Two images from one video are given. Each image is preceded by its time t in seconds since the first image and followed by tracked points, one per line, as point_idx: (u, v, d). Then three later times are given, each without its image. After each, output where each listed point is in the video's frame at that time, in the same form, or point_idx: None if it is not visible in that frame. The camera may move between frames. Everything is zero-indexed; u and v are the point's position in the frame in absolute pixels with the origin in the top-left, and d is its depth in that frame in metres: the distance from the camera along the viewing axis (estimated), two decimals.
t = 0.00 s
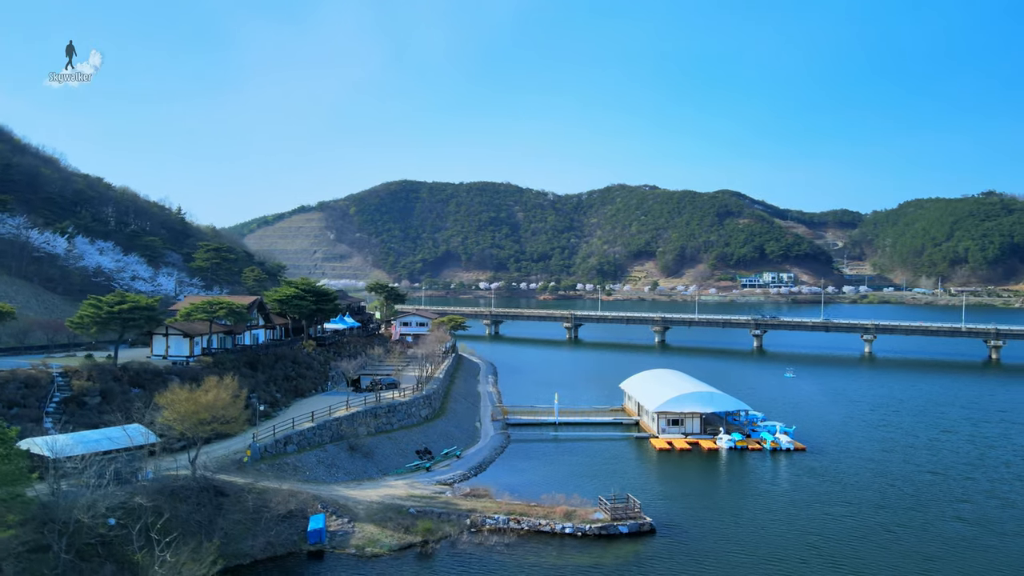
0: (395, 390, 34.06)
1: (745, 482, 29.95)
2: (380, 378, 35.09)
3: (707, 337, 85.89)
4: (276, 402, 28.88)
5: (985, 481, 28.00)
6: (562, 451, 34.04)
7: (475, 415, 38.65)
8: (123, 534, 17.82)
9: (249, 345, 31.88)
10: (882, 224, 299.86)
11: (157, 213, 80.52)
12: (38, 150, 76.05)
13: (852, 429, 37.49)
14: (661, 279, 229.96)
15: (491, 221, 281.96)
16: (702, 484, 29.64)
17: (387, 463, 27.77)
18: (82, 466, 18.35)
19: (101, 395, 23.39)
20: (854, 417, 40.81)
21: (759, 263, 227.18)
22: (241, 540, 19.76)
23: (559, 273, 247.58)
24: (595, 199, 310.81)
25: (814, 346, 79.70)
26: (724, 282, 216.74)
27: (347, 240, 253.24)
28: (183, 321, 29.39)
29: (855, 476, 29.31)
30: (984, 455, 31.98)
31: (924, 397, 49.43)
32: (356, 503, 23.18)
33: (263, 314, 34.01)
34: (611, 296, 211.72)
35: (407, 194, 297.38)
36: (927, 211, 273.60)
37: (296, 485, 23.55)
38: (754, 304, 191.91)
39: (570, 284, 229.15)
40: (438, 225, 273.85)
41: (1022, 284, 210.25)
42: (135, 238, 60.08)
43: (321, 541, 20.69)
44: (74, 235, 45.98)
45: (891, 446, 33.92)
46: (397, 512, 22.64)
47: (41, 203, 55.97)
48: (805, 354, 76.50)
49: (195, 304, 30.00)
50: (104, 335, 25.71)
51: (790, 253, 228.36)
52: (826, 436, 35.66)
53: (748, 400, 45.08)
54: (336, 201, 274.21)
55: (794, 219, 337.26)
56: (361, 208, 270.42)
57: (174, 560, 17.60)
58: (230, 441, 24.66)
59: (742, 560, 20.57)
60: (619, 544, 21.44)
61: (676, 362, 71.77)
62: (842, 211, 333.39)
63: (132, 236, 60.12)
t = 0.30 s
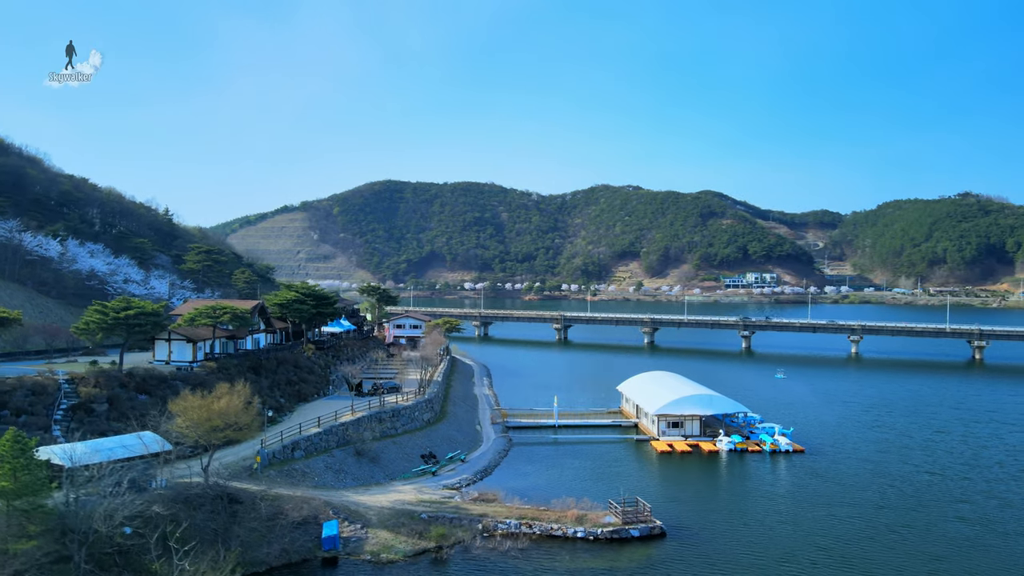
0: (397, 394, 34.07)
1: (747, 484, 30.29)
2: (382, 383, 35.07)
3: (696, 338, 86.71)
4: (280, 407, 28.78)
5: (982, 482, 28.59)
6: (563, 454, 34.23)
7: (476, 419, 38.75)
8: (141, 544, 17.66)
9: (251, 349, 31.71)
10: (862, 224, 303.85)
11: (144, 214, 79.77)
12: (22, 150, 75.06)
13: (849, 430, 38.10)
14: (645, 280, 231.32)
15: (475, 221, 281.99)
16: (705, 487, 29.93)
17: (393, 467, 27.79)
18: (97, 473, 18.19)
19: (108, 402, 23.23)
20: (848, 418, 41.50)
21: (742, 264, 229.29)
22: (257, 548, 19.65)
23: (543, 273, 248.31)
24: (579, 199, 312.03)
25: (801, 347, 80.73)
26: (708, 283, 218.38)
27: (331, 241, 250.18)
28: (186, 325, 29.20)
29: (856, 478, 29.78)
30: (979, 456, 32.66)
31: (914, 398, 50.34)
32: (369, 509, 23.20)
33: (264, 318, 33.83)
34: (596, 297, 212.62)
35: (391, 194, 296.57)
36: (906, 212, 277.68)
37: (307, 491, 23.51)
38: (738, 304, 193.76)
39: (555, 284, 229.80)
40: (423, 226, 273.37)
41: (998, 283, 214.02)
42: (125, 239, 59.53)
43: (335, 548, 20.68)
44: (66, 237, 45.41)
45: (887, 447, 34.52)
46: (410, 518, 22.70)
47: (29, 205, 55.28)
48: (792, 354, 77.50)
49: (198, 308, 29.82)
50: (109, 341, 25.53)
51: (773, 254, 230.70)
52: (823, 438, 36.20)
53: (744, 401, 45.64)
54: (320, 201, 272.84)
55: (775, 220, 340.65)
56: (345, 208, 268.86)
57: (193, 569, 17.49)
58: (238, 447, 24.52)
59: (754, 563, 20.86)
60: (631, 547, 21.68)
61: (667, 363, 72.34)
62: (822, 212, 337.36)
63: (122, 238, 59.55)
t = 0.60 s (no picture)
0: (402, 398, 34.11)
1: (752, 486, 30.61)
2: (386, 387, 35.12)
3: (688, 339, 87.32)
4: (288, 411, 28.76)
5: (982, 483, 29.11)
6: (567, 457, 34.44)
7: (478, 422, 38.87)
8: (162, 552, 17.51)
9: (257, 354, 31.62)
10: (846, 225, 306.97)
11: (134, 214, 79.10)
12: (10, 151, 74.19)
13: (847, 432, 38.60)
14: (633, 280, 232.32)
15: (463, 222, 281.86)
16: (711, 489, 30.19)
17: (402, 472, 27.85)
18: (117, 481, 18.09)
19: (119, 409, 23.16)
20: (845, 419, 42.09)
21: (729, 265, 230.90)
22: (276, 556, 19.60)
23: (531, 274, 248.81)
24: (566, 200, 312.95)
25: (792, 347, 81.53)
26: (696, 283, 219.59)
27: (318, 241, 247.31)
28: (192, 330, 29.07)
29: (859, 480, 30.20)
30: (976, 457, 33.26)
31: (908, 399, 51.04)
32: (383, 515, 23.25)
33: (268, 322, 33.72)
34: (584, 297, 213.23)
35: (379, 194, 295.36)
36: (890, 214, 280.83)
37: (320, 496, 23.54)
38: (725, 304, 195.17)
39: (543, 285, 230.17)
40: (410, 226, 272.82)
41: (980, 283, 217.06)
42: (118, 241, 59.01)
43: (352, 553, 20.71)
44: (62, 240, 45.01)
45: (887, 448, 35.03)
46: (424, 523, 22.77)
47: (21, 207, 54.72)
48: (784, 355, 78.28)
49: (205, 313, 29.69)
50: (119, 347, 25.37)
51: (759, 254, 232.50)
52: (824, 440, 36.68)
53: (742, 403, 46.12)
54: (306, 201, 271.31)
55: (761, 220, 343.34)
56: (331, 208, 267.01)
57: None
58: (250, 453, 24.50)
59: (768, 567, 21.15)
60: (647, 550, 21.88)
61: (660, 364, 72.86)
62: (806, 213, 340.49)
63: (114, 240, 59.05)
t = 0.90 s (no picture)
0: (408, 401, 34.21)
1: (757, 488, 30.96)
2: (391, 391, 35.21)
3: (680, 340, 87.94)
4: (297, 416, 28.78)
5: (983, 485, 29.65)
6: (572, 459, 34.67)
7: (482, 425, 39.02)
8: (185, 560, 17.39)
9: (264, 358, 31.61)
10: (832, 225, 309.91)
11: (125, 215, 78.48)
12: None
13: (847, 433, 39.13)
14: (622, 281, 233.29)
15: (451, 222, 281.78)
16: (717, 491, 30.50)
17: (412, 476, 27.95)
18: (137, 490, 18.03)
19: (132, 415, 23.12)
20: (843, 420, 42.65)
21: (716, 265, 232.38)
22: (295, 563, 19.59)
23: (520, 274, 249.17)
24: (555, 200, 313.74)
25: (784, 348, 82.36)
26: (684, 284, 220.70)
27: (305, 242, 242.60)
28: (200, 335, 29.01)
29: (862, 481, 30.63)
30: (975, 458, 33.85)
31: (903, 399, 51.74)
32: (398, 520, 23.36)
33: (274, 326, 33.70)
34: (574, 297, 213.79)
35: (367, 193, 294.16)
36: (875, 214, 283.83)
37: (334, 501, 23.59)
38: (713, 303, 196.80)
39: (532, 285, 230.51)
40: (399, 226, 272.32)
41: (963, 283, 219.87)
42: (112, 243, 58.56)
43: (370, 559, 20.73)
44: (60, 243, 44.69)
45: (887, 449, 35.56)
46: (440, 528, 22.87)
47: (15, 209, 54.20)
48: (776, 356, 79.06)
49: (214, 318, 29.65)
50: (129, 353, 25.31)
51: (746, 255, 234.10)
52: (824, 441, 37.17)
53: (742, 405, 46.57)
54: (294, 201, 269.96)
55: (747, 220, 345.83)
56: (319, 208, 264.55)
57: None
58: (262, 458, 24.50)
59: (782, 569, 21.43)
60: (661, 553, 22.13)
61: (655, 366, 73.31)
62: (792, 214, 343.40)
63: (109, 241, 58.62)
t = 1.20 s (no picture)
0: (415, 405, 34.31)
1: (763, 489, 31.31)
2: (397, 394, 35.31)
3: (674, 341, 88.51)
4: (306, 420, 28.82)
5: (984, 486, 30.12)
6: (577, 462, 34.92)
7: (486, 427, 39.21)
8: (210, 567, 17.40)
9: (271, 363, 31.62)
10: (819, 225, 312.51)
11: (118, 216, 77.94)
12: None
13: (848, 434, 39.60)
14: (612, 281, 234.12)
15: (441, 222, 281.68)
16: (723, 493, 30.82)
17: (423, 480, 28.07)
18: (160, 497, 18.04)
19: (147, 421, 23.11)
20: (842, 420, 43.24)
21: (706, 265, 233.72)
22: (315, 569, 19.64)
23: (510, 275, 249.58)
24: (544, 200, 314.48)
25: (777, 349, 83.10)
26: (674, 284, 221.78)
27: (295, 241, 240.00)
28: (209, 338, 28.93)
29: (865, 484, 31.07)
30: (973, 459, 34.41)
31: (898, 399, 52.37)
32: (414, 525, 23.45)
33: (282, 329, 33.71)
34: (564, 298, 214.36)
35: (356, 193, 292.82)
36: (861, 215, 286.57)
37: (348, 505, 23.64)
38: (703, 304, 197.93)
39: (523, 285, 230.76)
40: (389, 226, 271.84)
41: (949, 283, 222.44)
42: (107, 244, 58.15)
43: (389, 564, 20.73)
44: (60, 246, 44.50)
45: (887, 450, 36.05)
46: (455, 533, 22.97)
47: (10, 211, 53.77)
48: (769, 357, 79.78)
49: (223, 322, 29.66)
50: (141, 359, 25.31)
51: (735, 255, 235.59)
52: (825, 442, 37.64)
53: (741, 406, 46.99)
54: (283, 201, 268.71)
55: (735, 221, 348.14)
56: (308, 208, 261.23)
57: None
58: (276, 463, 24.55)
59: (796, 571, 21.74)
60: (677, 557, 22.36)
61: (651, 367, 73.78)
62: (779, 214, 346.00)
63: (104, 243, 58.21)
